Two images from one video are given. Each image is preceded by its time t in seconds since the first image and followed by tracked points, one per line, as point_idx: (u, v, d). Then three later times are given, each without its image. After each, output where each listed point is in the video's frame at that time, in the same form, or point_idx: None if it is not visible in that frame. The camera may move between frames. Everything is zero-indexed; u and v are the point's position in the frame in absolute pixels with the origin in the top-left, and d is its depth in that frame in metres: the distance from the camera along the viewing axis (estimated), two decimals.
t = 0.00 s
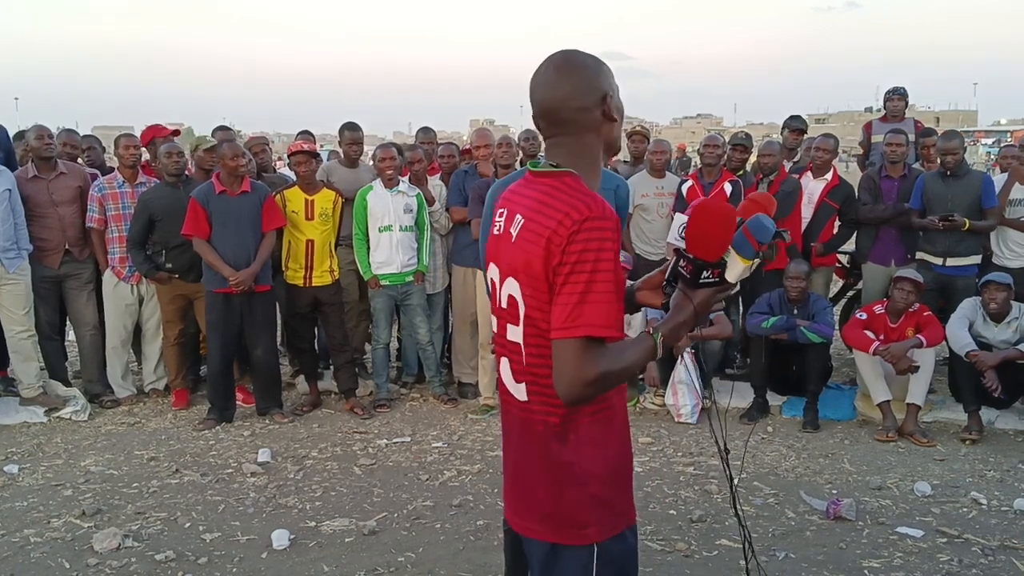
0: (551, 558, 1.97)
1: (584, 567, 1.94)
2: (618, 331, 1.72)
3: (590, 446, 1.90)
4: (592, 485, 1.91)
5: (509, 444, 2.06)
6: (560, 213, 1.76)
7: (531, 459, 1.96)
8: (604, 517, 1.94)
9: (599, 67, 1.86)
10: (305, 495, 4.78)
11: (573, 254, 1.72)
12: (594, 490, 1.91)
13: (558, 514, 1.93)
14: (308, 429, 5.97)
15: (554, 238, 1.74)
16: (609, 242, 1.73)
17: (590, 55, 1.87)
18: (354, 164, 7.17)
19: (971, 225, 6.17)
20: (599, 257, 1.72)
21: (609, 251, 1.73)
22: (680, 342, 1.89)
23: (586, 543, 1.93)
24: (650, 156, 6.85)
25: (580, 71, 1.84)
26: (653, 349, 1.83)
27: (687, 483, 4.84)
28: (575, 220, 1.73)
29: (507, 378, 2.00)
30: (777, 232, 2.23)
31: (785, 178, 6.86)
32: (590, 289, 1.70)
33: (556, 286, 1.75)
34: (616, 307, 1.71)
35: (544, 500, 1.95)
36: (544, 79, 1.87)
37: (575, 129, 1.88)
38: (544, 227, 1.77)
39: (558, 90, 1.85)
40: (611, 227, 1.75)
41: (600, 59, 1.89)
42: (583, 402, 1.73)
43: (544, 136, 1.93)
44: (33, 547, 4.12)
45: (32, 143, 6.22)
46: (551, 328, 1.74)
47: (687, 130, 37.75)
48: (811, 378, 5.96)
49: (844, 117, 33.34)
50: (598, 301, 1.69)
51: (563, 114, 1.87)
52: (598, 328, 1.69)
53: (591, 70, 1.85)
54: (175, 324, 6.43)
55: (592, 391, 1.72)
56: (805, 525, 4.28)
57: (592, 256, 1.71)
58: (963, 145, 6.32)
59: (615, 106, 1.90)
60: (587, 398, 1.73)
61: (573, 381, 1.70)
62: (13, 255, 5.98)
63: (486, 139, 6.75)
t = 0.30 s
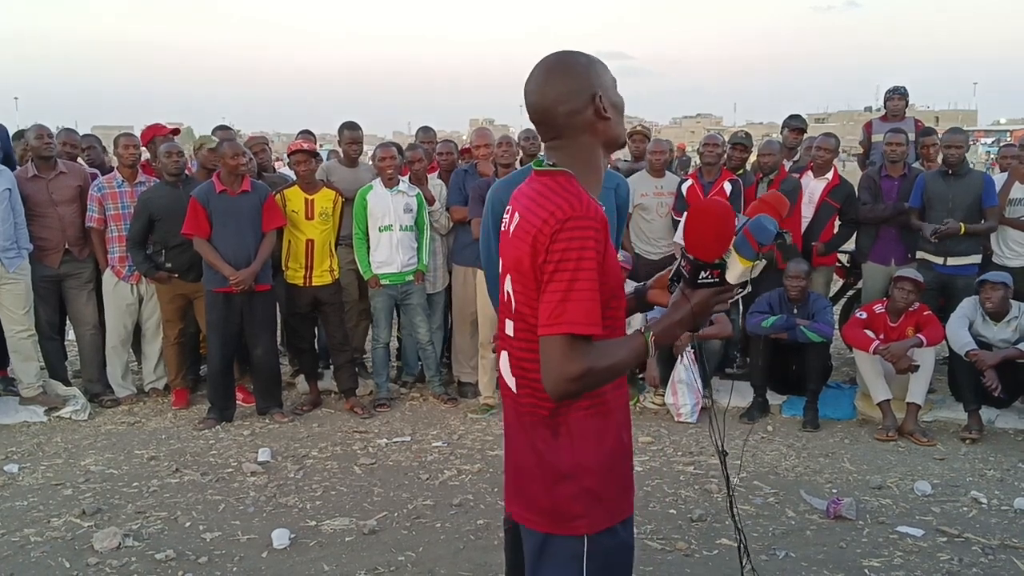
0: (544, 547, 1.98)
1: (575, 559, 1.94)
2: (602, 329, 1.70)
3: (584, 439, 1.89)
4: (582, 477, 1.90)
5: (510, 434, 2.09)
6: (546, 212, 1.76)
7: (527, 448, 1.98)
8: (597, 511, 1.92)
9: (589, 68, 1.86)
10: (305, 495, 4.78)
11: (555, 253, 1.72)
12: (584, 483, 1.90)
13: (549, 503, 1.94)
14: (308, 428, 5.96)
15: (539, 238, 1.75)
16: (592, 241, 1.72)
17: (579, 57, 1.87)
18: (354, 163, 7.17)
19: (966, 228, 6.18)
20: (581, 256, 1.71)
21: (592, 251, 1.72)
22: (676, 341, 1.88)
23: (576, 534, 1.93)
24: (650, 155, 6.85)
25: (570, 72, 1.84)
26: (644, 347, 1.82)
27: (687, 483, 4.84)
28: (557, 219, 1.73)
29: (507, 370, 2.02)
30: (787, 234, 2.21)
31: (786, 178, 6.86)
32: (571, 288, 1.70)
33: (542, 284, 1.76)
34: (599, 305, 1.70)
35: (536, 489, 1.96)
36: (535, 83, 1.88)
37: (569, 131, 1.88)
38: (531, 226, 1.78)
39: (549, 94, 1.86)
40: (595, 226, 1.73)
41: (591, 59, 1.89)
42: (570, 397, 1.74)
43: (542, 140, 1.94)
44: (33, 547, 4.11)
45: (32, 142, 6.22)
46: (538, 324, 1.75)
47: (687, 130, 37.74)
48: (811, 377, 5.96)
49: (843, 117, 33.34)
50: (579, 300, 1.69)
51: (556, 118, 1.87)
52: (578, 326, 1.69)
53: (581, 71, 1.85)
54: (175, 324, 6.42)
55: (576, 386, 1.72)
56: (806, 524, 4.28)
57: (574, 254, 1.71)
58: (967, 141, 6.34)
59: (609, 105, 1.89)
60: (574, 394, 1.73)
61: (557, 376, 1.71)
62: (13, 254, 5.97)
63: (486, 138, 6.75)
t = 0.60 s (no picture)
0: (558, 544, 1.98)
1: (588, 555, 1.94)
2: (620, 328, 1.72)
3: (597, 435, 1.89)
4: (596, 472, 1.90)
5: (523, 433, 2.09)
6: (559, 216, 1.77)
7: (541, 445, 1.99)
8: (611, 507, 1.92)
9: (573, 73, 1.85)
10: (305, 495, 4.78)
11: (571, 257, 1.73)
12: (599, 478, 1.90)
13: (564, 499, 1.94)
14: (308, 429, 5.97)
15: (554, 242, 1.76)
16: (606, 243, 1.73)
17: (562, 64, 1.87)
18: (354, 163, 7.17)
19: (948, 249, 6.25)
20: (597, 258, 1.72)
21: (607, 252, 1.73)
22: (690, 335, 1.91)
23: (590, 529, 1.93)
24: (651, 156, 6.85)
25: (560, 79, 1.84)
26: (661, 344, 1.83)
27: (687, 483, 4.84)
28: (571, 224, 1.74)
29: (520, 370, 2.02)
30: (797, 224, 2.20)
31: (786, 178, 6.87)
32: (588, 290, 1.70)
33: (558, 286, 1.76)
34: (615, 305, 1.71)
35: (551, 486, 1.96)
36: (526, 99, 1.87)
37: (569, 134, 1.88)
38: (544, 230, 1.79)
39: (544, 108, 1.85)
40: (608, 228, 1.75)
41: (573, 62, 1.88)
42: (589, 397, 1.75)
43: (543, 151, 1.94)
44: (33, 547, 4.11)
45: (32, 142, 6.22)
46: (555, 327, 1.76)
47: (687, 130, 37.74)
48: (811, 377, 5.96)
49: (842, 117, 33.35)
50: (596, 302, 1.70)
51: (555, 129, 1.87)
52: (596, 327, 1.70)
53: (570, 76, 1.85)
54: (175, 324, 6.42)
55: (595, 387, 1.73)
56: (805, 525, 4.29)
57: (590, 256, 1.72)
58: (970, 142, 6.34)
59: (599, 103, 1.90)
60: (593, 393, 1.74)
61: (576, 376, 1.72)
62: (13, 255, 5.97)
63: (487, 138, 6.74)
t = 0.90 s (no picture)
0: (557, 540, 1.97)
1: (587, 551, 1.93)
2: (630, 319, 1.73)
3: (599, 431, 1.89)
4: (597, 467, 1.90)
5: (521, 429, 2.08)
6: (583, 204, 1.79)
7: (539, 440, 1.98)
8: (611, 503, 1.92)
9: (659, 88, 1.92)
10: (305, 495, 4.77)
11: (591, 243, 1.74)
12: (599, 473, 1.90)
13: (563, 494, 1.93)
14: (308, 429, 5.96)
15: (576, 228, 1.77)
16: (627, 234, 1.75)
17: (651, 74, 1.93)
18: (354, 163, 7.16)
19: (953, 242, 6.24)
20: (617, 248, 1.74)
21: (627, 244, 1.75)
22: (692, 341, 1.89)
23: (589, 525, 1.92)
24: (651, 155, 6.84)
25: (641, 83, 1.88)
26: (663, 344, 1.82)
27: (687, 482, 4.84)
28: (596, 212, 1.76)
29: (522, 364, 2.02)
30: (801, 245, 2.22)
31: (786, 178, 6.87)
32: (604, 277, 1.71)
33: (573, 272, 1.77)
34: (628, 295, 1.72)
35: (550, 481, 1.96)
36: (608, 84, 1.90)
37: (622, 134, 1.92)
38: (566, 217, 1.80)
39: (623, 97, 1.88)
40: (631, 221, 1.77)
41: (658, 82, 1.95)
42: (591, 387, 1.75)
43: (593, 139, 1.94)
44: (32, 547, 4.11)
45: (32, 142, 6.21)
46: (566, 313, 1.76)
47: (686, 130, 37.72)
48: (810, 377, 5.96)
49: (842, 117, 33.34)
50: (612, 289, 1.71)
51: (621, 120, 1.89)
52: (609, 315, 1.70)
53: (648, 83, 1.89)
54: (175, 324, 6.41)
55: (597, 376, 1.73)
56: (805, 524, 4.28)
57: (610, 245, 1.73)
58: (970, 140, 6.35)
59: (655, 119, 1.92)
60: (594, 384, 1.74)
61: (579, 364, 1.72)
62: (13, 254, 5.97)
63: (487, 137, 6.74)
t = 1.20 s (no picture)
0: (560, 538, 1.97)
1: (590, 550, 1.93)
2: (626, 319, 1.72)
3: (604, 431, 1.89)
4: (600, 467, 1.90)
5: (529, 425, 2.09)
6: (576, 204, 1.79)
7: (546, 438, 1.98)
8: (615, 503, 1.92)
9: (647, 75, 1.88)
10: (305, 494, 4.77)
11: (584, 244, 1.74)
12: (602, 473, 1.90)
13: (567, 492, 1.94)
14: (308, 428, 5.95)
15: (569, 229, 1.77)
16: (620, 233, 1.74)
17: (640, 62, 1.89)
18: (354, 163, 7.16)
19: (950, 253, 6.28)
20: (609, 248, 1.73)
21: (621, 243, 1.74)
22: (693, 337, 1.89)
23: (592, 524, 1.92)
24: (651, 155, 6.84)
25: (625, 72, 1.85)
26: (663, 341, 1.82)
27: (687, 481, 4.84)
28: (588, 211, 1.76)
29: (529, 361, 2.02)
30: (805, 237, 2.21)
31: (786, 178, 6.87)
32: (598, 278, 1.71)
33: (569, 273, 1.78)
34: (623, 296, 1.72)
35: (554, 479, 1.96)
36: (594, 76, 1.88)
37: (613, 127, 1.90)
38: (561, 217, 1.80)
39: (608, 88, 1.86)
40: (624, 219, 1.76)
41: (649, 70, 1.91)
42: (589, 387, 1.75)
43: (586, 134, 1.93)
44: (31, 546, 4.10)
45: (32, 141, 6.21)
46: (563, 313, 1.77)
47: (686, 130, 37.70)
48: (810, 376, 5.96)
49: (841, 116, 33.32)
50: (606, 290, 1.71)
51: (607, 111, 1.87)
52: (604, 316, 1.70)
53: (632, 71, 1.86)
54: (174, 323, 6.40)
55: (595, 376, 1.73)
56: (805, 523, 4.28)
57: (603, 245, 1.73)
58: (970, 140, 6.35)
59: (645, 109, 1.88)
60: (593, 383, 1.74)
61: (576, 366, 1.71)
62: (13, 254, 5.97)
63: (487, 137, 6.73)
